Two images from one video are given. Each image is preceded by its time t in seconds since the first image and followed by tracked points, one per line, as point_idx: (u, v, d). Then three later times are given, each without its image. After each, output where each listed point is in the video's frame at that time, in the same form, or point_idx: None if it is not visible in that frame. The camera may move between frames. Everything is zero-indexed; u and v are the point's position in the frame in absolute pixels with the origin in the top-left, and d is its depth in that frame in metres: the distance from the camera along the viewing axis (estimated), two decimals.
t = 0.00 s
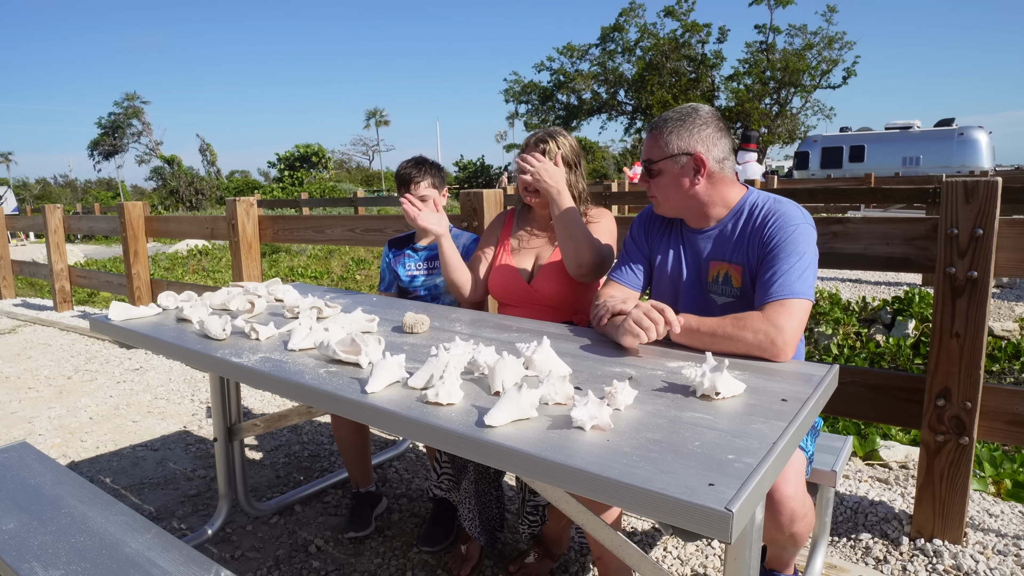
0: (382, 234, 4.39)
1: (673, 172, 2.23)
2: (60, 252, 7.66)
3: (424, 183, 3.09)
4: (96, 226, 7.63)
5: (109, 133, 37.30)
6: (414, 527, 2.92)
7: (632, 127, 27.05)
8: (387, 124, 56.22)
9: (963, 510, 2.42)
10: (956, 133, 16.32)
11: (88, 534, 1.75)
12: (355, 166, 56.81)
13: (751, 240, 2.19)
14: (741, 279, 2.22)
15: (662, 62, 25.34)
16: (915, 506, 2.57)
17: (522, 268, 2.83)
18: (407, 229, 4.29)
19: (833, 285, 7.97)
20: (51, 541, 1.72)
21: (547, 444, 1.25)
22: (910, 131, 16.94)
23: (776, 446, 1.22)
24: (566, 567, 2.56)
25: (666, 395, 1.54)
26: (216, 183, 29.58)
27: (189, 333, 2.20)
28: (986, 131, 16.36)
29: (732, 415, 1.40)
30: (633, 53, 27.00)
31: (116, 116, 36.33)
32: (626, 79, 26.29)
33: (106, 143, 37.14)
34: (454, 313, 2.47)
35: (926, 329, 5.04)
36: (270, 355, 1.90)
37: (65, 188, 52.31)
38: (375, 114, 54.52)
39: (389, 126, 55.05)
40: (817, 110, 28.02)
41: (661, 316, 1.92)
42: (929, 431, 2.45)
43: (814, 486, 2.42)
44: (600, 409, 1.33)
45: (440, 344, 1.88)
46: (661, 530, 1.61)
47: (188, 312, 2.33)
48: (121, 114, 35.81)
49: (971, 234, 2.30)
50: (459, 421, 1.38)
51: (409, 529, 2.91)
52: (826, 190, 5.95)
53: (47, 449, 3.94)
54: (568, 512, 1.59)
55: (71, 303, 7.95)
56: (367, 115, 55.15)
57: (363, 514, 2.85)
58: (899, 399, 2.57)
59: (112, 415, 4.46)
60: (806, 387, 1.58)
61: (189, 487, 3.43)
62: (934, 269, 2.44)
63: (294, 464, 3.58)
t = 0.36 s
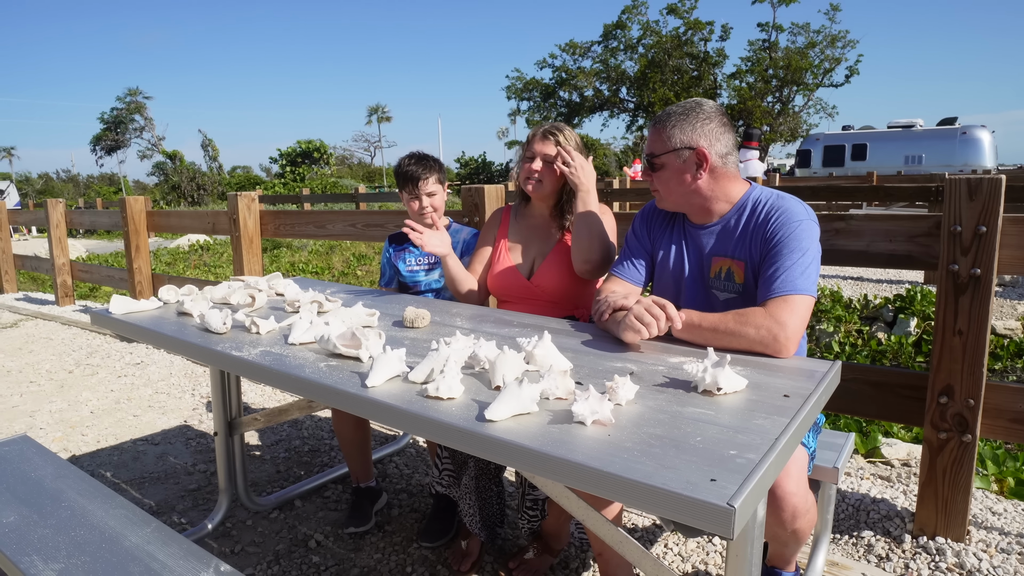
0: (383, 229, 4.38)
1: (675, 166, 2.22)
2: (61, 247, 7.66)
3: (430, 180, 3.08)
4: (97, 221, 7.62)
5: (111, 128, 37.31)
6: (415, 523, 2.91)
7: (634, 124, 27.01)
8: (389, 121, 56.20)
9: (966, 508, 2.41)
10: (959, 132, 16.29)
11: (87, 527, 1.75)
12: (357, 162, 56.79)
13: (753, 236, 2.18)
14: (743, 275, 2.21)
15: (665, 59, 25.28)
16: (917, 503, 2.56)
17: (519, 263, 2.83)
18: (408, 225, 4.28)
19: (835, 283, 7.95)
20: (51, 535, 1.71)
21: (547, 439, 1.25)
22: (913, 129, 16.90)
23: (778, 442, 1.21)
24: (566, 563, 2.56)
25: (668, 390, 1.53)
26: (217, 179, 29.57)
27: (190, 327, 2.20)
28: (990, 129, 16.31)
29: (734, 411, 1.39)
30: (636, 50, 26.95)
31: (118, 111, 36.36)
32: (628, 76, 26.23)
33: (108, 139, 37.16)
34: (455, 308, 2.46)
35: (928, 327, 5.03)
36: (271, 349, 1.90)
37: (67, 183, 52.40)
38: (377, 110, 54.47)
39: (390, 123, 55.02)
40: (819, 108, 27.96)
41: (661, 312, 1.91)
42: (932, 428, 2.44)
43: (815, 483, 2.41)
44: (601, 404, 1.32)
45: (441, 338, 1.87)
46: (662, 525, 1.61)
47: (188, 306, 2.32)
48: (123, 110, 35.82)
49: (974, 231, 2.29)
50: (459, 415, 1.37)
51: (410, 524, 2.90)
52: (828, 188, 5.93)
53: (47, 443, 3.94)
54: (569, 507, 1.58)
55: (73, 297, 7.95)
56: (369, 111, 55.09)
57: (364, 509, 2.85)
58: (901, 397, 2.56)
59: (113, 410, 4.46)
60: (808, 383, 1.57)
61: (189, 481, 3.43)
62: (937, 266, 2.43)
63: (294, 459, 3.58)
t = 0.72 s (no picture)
0: (382, 229, 4.38)
1: (674, 160, 2.22)
2: (61, 252, 7.66)
3: (428, 181, 3.07)
4: (96, 226, 7.62)
5: (108, 132, 37.26)
6: (418, 522, 2.92)
7: (631, 118, 26.97)
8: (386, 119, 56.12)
9: (967, 497, 2.42)
10: (957, 119, 16.26)
11: (92, 534, 1.76)
12: (355, 161, 56.74)
13: (753, 231, 2.18)
14: (743, 271, 2.21)
15: (661, 52, 25.22)
16: (918, 493, 2.57)
17: (518, 262, 2.83)
18: (407, 225, 4.28)
19: (835, 275, 7.95)
20: (56, 543, 1.72)
21: (548, 439, 1.25)
22: (910, 117, 16.87)
23: (778, 438, 1.22)
24: (570, 560, 2.57)
25: (668, 387, 1.53)
26: (215, 181, 29.53)
27: (190, 332, 2.20)
28: (988, 117, 16.28)
29: (734, 407, 1.40)
30: (631, 43, 26.89)
31: (115, 115, 36.31)
32: (625, 70, 26.18)
33: (106, 143, 37.15)
34: (455, 308, 2.46)
35: (929, 317, 5.04)
36: (271, 353, 1.90)
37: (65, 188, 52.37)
38: (373, 109, 54.40)
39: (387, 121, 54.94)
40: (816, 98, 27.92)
41: (660, 309, 1.92)
42: (932, 419, 2.44)
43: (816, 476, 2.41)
44: (602, 403, 1.33)
45: (441, 339, 1.88)
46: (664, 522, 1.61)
47: (188, 311, 2.33)
48: (119, 113, 35.77)
49: (973, 221, 2.29)
50: (460, 416, 1.37)
51: (414, 524, 2.91)
52: (826, 179, 5.93)
53: (51, 450, 3.95)
54: (571, 505, 1.59)
55: (73, 303, 7.95)
56: (366, 110, 55.01)
57: (368, 509, 2.85)
58: (901, 388, 2.56)
59: (116, 415, 4.47)
60: (808, 377, 1.58)
61: (193, 485, 3.44)
62: (937, 256, 2.43)
63: (298, 461, 3.59)
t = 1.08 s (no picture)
0: (379, 227, 4.38)
1: (675, 161, 2.22)
2: (58, 245, 7.65)
3: (423, 179, 3.07)
4: (93, 219, 7.60)
5: (107, 125, 37.19)
6: (410, 521, 2.92)
7: (631, 120, 26.98)
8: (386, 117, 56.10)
9: (959, 505, 2.42)
10: (956, 126, 16.29)
11: (83, 528, 1.75)
12: (354, 159, 56.74)
13: (752, 233, 2.18)
14: (742, 272, 2.21)
15: (662, 54, 25.25)
16: (911, 500, 2.57)
17: (516, 264, 2.83)
18: (404, 223, 4.28)
19: (832, 280, 7.97)
20: (46, 536, 1.71)
21: (540, 440, 1.25)
22: (910, 124, 16.89)
23: (769, 443, 1.22)
24: (561, 561, 2.57)
25: (661, 390, 1.53)
26: (214, 176, 29.48)
27: (185, 327, 2.20)
28: (987, 124, 16.31)
29: (726, 411, 1.40)
30: (633, 45, 26.90)
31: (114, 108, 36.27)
32: (626, 72, 26.19)
33: (105, 136, 37.08)
34: (450, 308, 2.46)
35: (924, 324, 5.05)
36: (265, 349, 1.90)
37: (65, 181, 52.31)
38: (374, 107, 54.33)
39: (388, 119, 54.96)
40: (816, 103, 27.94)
41: (651, 312, 1.91)
42: (926, 425, 2.45)
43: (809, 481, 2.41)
44: (594, 405, 1.32)
45: (435, 338, 1.88)
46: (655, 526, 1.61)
47: (183, 306, 2.32)
48: (119, 107, 35.73)
49: (969, 228, 2.29)
50: (453, 416, 1.37)
51: (406, 522, 2.91)
52: (824, 184, 5.93)
53: (44, 443, 3.94)
54: (562, 507, 1.59)
55: (69, 296, 7.93)
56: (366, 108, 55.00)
57: (360, 507, 2.85)
58: (895, 394, 2.56)
59: (110, 408, 4.46)
60: (801, 382, 1.58)
61: (186, 480, 3.43)
62: (932, 263, 2.43)
63: (291, 457, 3.58)
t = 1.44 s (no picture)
0: (374, 229, 4.37)
1: (677, 158, 2.24)
2: (50, 249, 7.61)
3: (418, 182, 3.07)
4: (86, 223, 7.56)
5: (99, 128, 36.99)
6: (408, 523, 2.92)
7: (625, 120, 27.02)
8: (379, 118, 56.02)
9: (952, 502, 2.44)
10: (947, 125, 16.40)
11: (81, 534, 1.75)
12: (348, 160, 56.64)
13: (753, 227, 2.20)
14: (745, 266, 2.22)
15: (655, 54, 25.31)
16: (904, 497, 2.59)
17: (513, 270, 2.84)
18: (399, 225, 4.28)
19: (825, 279, 8.01)
20: (44, 542, 1.71)
21: (538, 442, 1.26)
22: (902, 123, 17.00)
23: (765, 443, 1.23)
24: (559, 561, 2.58)
25: (657, 391, 1.55)
26: (207, 178, 29.37)
27: (181, 332, 2.20)
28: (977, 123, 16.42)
29: (722, 411, 1.41)
30: (626, 45, 26.96)
31: (106, 111, 36.08)
32: (619, 72, 26.24)
33: (96, 138, 36.87)
34: (447, 310, 2.47)
35: (917, 322, 5.08)
36: (262, 354, 1.90)
37: (56, 184, 52.02)
38: (368, 108, 54.26)
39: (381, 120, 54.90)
40: (808, 103, 28.06)
41: (648, 313, 1.92)
42: (919, 423, 2.47)
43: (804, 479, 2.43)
44: (591, 406, 1.33)
45: (432, 341, 1.88)
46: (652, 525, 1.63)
47: (179, 311, 2.32)
48: (110, 110, 35.54)
49: (960, 228, 2.31)
50: (451, 419, 1.38)
51: (403, 524, 2.91)
52: (817, 184, 5.97)
53: (39, 448, 3.92)
54: (560, 508, 1.59)
55: (62, 300, 7.89)
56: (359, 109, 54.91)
57: (357, 510, 2.86)
58: (888, 392, 2.59)
59: (105, 413, 4.45)
60: (796, 382, 1.59)
61: (183, 484, 3.43)
62: (924, 262, 2.45)
63: (287, 461, 3.58)
